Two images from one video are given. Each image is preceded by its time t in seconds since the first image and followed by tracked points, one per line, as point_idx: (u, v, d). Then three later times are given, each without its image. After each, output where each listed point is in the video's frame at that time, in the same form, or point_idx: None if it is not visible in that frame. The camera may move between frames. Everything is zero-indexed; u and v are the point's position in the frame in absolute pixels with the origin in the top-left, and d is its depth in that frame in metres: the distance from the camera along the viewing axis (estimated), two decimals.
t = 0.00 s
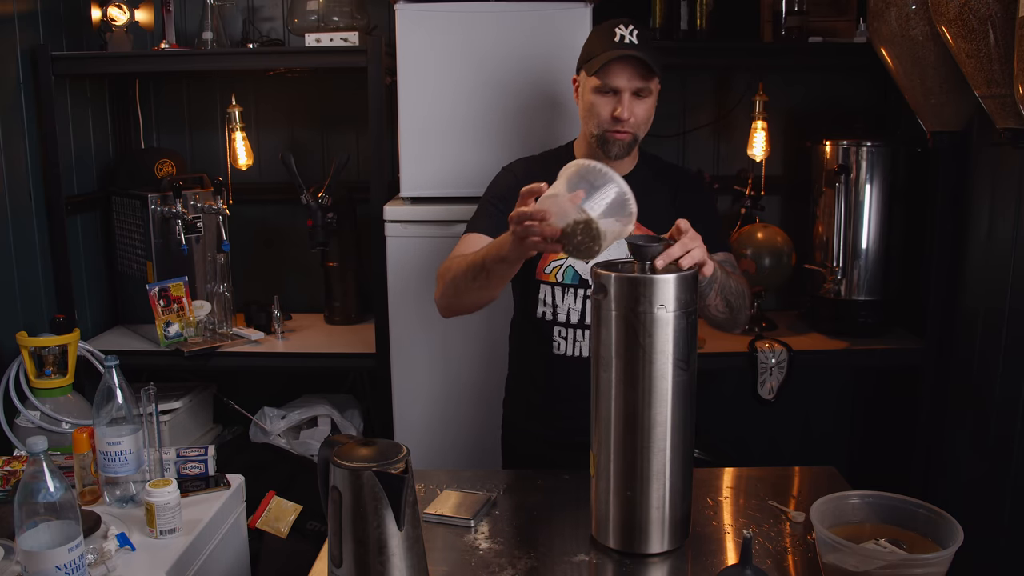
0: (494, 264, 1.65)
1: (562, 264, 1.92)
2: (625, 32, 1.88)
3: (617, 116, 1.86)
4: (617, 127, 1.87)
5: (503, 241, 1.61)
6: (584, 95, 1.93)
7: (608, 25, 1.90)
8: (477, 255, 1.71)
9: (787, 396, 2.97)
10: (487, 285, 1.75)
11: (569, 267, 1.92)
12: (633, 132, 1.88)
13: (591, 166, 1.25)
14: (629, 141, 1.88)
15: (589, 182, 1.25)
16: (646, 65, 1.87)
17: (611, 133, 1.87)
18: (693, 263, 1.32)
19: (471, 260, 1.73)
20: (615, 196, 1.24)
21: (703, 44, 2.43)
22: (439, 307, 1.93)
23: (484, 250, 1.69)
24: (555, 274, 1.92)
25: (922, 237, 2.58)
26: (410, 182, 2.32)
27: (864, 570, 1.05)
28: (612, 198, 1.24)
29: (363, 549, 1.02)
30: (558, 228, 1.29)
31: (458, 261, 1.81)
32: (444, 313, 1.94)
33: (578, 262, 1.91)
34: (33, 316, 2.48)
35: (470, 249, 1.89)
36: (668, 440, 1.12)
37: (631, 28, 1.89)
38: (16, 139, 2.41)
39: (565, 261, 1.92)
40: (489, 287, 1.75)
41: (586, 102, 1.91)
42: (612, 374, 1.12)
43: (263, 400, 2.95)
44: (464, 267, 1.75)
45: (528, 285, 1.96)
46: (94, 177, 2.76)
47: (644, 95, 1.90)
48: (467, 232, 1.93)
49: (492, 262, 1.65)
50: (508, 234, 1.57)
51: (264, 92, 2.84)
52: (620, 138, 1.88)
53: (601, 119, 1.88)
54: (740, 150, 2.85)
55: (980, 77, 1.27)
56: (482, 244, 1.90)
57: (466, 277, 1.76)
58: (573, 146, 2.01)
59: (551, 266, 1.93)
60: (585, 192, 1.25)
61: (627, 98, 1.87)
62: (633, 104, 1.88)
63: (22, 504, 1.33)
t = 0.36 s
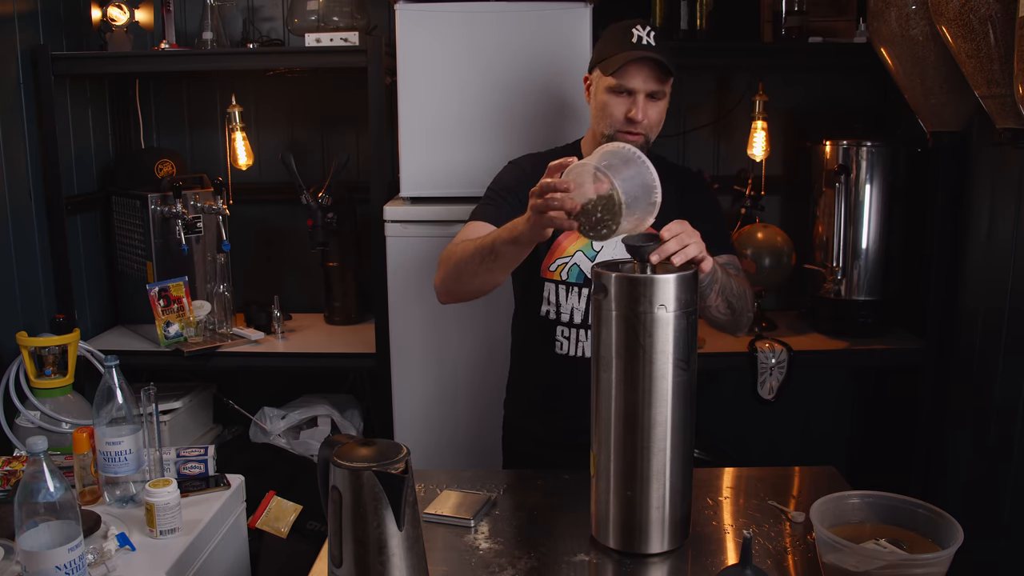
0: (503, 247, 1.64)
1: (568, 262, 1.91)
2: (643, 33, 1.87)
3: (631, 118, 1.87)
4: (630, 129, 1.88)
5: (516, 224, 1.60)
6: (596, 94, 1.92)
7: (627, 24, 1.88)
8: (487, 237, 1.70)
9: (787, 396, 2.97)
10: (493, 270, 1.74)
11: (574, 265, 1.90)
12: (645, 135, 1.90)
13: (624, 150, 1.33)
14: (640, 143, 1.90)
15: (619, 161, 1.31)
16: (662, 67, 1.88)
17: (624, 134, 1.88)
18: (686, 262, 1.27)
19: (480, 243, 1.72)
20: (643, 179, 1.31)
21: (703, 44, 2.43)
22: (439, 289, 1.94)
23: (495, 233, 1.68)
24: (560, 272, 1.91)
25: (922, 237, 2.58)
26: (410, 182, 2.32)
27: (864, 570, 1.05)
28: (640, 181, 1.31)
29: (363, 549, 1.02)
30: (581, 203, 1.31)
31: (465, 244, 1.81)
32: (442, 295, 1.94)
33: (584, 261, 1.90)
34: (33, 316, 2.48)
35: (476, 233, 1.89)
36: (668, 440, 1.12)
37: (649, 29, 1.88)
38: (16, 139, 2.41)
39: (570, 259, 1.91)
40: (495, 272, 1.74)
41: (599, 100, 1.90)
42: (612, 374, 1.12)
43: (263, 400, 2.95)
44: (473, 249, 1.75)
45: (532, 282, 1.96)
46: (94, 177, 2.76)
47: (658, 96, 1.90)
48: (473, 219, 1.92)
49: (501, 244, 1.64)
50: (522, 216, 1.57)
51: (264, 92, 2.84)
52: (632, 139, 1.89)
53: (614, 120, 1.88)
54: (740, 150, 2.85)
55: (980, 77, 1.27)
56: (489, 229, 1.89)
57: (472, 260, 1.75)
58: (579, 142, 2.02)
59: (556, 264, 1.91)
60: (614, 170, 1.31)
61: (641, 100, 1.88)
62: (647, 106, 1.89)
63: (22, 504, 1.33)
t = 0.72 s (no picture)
0: (509, 245, 1.64)
1: (568, 262, 1.91)
2: (649, 33, 1.85)
3: (636, 118, 1.88)
4: (634, 129, 1.89)
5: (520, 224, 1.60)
6: (602, 93, 1.93)
7: (634, 24, 1.86)
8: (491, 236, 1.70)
9: (787, 396, 2.97)
10: (496, 268, 1.73)
11: (575, 265, 1.91)
12: (650, 135, 1.91)
13: (636, 149, 1.32)
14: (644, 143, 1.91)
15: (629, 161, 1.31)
16: (668, 68, 1.87)
17: (628, 135, 1.89)
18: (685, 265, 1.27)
19: (484, 241, 1.72)
20: (654, 179, 1.31)
21: (703, 44, 2.43)
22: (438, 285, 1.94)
23: (500, 232, 1.68)
24: (561, 271, 1.91)
25: (922, 238, 2.58)
26: (410, 182, 2.32)
27: (864, 570, 1.05)
28: (651, 182, 1.31)
29: (363, 549, 1.02)
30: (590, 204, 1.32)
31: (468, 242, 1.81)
32: (441, 292, 1.94)
33: (585, 260, 1.91)
34: (33, 316, 2.48)
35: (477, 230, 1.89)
36: (668, 440, 1.12)
37: (655, 29, 1.86)
38: (16, 139, 2.41)
39: (571, 258, 1.91)
40: (497, 271, 1.74)
41: (604, 100, 1.91)
42: (612, 374, 1.12)
43: (263, 400, 2.95)
44: (477, 248, 1.75)
45: (533, 281, 1.96)
46: (94, 177, 2.76)
47: (663, 97, 1.91)
48: (475, 217, 1.92)
49: (506, 242, 1.65)
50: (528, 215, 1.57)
51: (264, 92, 2.84)
52: (636, 140, 1.90)
53: (619, 120, 1.89)
54: (740, 150, 2.85)
55: (980, 77, 1.27)
56: (491, 228, 1.90)
57: (476, 258, 1.75)
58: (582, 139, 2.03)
59: (557, 263, 1.92)
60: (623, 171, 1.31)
61: (647, 100, 1.88)
62: (652, 107, 1.89)
63: (22, 504, 1.33)
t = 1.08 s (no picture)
0: (513, 244, 1.65)
1: (570, 262, 1.91)
2: (644, 31, 1.85)
3: (632, 115, 1.88)
4: (631, 127, 1.89)
5: (524, 224, 1.61)
6: (599, 93, 1.93)
7: (627, 22, 1.87)
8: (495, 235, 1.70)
9: (787, 396, 2.97)
10: (499, 267, 1.73)
11: (576, 265, 1.91)
12: (647, 132, 1.90)
13: (647, 149, 1.32)
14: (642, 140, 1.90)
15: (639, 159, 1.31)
16: (664, 65, 1.87)
17: (625, 132, 1.89)
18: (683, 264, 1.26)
19: (488, 240, 1.73)
20: (663, 179, 1.31)
21: (703, 44, 2.43)
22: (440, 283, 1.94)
23: (504, 231, 1.69)
24: (562, 271, 1.91)
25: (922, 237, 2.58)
26: (410, 182, 2.32)
27: (864, 570, 1.05)
28: (659, 181, 1.31)
29: (363, 549, 1.02)
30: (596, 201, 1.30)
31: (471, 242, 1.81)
32: (443, 290, 1.94)
33: (586, 259, 1.91)
34: (33, 316, 2.48)
35: (480, 230, 1.89)
36: (668, 440, 1.12)
37: (650, 27, 1.87)
38: (16, 139, 2.41)
39: (572, 258, 1.91)
40: (501, 270, 1.75)
41: (601, 99, 1.91)
42: (612, 374, 1.12)
43: (264, 400, 2.95)
44: (480, 247, 1.75)
45: (535, 281, 1.95)
46: (94, 176, 2.76)
47: (660, 94, 1.90)
48: (476, 216, 1.92)
49: (511, 241, 1.65)
50: (533, 215, 1.57)
51: (264, 92, 2.84)
52: (634, 137, 1.90)
53: (616, 118, 1.89)
54: (740, 150, 2.85)
55: (980, 77, 1.27)
56: (493, 228, 1.89)
57: (479, 257, 1.76)
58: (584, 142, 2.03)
59: (559, 263, 1.92)
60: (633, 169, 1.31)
61: (643, 97, 1.88)
62: (649, 104, 1.89)
63: (22, 504, 1.33)
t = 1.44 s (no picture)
0: (515, 242, 1.65)
1: (570, 261, 1.91)
2: (646, 30, 1.86)
3: (634, 115, 1.88)
4: (634, 126, 1.88)
5: (524, 224, 1.61)
6: (601, 92, 1.93)
7: (629, 22, 1.88)
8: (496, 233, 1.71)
9: (787, 396, 2.97)
10: (501, 266, 1.73)
11: (577, 264, 1.91)
12: (650, 131, 1.90)
13: (650, 147, 1.30)
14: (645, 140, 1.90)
15: (642, 158, 1.30)
16: (665, 64, 1.88)
17: (628, 132, 1.89)
18: (682, 265, 1.27)
19: (490, 239, 1.73)
20: (663, 178, 1.29)
21: (704, 44, 2.43)
22: (440, 280, 1.93)
23: (506, 229, 1.69)
24: (562, 271, 1.91)
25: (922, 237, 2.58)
26: (411, 182, 2.32)
27: (864, 570, 1.05)
28: (660, 181, 1.30)
29: (363, 549, 1.02)
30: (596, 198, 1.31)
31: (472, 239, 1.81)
32: (443, 287, 1.93)
33: (586, 259, 1.91)
34: (33, 316, 2.48)
35: (482, 228, 1.89)
36: (668, 440, 1.12)
37: (651, 27, 1.87)
38: (16, 139, 2.41)
39: (573, 258, 1.91)
40: (501, 270, 1.75)
41: (604, 99, 1.91)
42: (612, 374, 1.12)
43: (264, 400, 2.95)
44: (482, 245, 1.75)
45: (535, 280, 1.96)
46: (94, 177, 2.76)
47: (662, 94, 1.90)
48: (477, 215, 1.92)
49: (512, 240, 1.65)
50: (535, 214, 1.58)
51: (264, 92, 2.84)
52: (636, 137, 1.89)
53: (618, 118, 1.89)
54: (740, 150, 2.85)
55: (980, 77, 1.27)
56: (494, 227, 1.89)
57: (480, 255, 1.76)
58: (586, 143, 2.02)
59: (559, 262, 1.92)
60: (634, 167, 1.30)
61: (645, 97, 1.88)
62: (651, 103, 1.89)
63: (22, 504, 1.33)
